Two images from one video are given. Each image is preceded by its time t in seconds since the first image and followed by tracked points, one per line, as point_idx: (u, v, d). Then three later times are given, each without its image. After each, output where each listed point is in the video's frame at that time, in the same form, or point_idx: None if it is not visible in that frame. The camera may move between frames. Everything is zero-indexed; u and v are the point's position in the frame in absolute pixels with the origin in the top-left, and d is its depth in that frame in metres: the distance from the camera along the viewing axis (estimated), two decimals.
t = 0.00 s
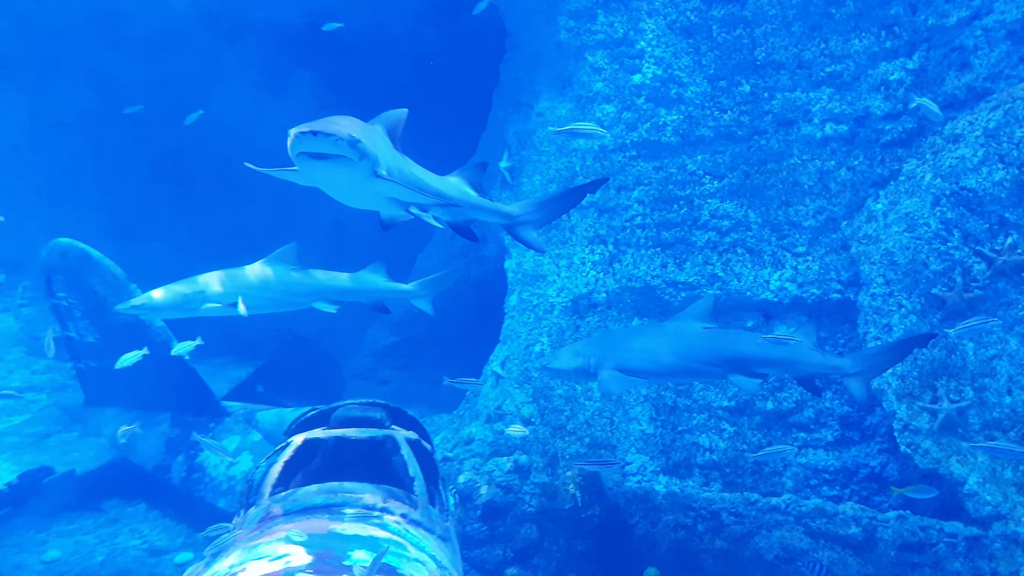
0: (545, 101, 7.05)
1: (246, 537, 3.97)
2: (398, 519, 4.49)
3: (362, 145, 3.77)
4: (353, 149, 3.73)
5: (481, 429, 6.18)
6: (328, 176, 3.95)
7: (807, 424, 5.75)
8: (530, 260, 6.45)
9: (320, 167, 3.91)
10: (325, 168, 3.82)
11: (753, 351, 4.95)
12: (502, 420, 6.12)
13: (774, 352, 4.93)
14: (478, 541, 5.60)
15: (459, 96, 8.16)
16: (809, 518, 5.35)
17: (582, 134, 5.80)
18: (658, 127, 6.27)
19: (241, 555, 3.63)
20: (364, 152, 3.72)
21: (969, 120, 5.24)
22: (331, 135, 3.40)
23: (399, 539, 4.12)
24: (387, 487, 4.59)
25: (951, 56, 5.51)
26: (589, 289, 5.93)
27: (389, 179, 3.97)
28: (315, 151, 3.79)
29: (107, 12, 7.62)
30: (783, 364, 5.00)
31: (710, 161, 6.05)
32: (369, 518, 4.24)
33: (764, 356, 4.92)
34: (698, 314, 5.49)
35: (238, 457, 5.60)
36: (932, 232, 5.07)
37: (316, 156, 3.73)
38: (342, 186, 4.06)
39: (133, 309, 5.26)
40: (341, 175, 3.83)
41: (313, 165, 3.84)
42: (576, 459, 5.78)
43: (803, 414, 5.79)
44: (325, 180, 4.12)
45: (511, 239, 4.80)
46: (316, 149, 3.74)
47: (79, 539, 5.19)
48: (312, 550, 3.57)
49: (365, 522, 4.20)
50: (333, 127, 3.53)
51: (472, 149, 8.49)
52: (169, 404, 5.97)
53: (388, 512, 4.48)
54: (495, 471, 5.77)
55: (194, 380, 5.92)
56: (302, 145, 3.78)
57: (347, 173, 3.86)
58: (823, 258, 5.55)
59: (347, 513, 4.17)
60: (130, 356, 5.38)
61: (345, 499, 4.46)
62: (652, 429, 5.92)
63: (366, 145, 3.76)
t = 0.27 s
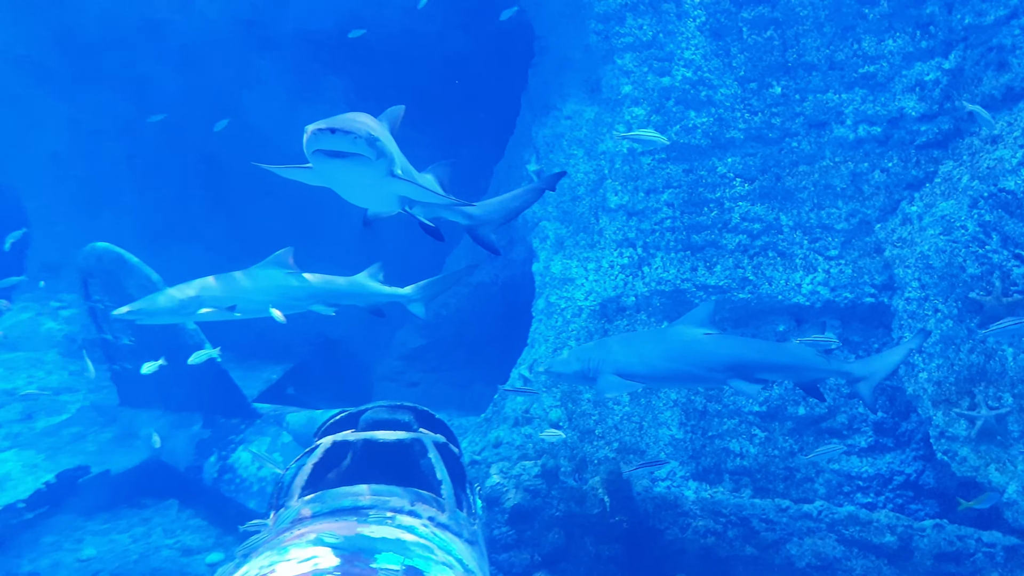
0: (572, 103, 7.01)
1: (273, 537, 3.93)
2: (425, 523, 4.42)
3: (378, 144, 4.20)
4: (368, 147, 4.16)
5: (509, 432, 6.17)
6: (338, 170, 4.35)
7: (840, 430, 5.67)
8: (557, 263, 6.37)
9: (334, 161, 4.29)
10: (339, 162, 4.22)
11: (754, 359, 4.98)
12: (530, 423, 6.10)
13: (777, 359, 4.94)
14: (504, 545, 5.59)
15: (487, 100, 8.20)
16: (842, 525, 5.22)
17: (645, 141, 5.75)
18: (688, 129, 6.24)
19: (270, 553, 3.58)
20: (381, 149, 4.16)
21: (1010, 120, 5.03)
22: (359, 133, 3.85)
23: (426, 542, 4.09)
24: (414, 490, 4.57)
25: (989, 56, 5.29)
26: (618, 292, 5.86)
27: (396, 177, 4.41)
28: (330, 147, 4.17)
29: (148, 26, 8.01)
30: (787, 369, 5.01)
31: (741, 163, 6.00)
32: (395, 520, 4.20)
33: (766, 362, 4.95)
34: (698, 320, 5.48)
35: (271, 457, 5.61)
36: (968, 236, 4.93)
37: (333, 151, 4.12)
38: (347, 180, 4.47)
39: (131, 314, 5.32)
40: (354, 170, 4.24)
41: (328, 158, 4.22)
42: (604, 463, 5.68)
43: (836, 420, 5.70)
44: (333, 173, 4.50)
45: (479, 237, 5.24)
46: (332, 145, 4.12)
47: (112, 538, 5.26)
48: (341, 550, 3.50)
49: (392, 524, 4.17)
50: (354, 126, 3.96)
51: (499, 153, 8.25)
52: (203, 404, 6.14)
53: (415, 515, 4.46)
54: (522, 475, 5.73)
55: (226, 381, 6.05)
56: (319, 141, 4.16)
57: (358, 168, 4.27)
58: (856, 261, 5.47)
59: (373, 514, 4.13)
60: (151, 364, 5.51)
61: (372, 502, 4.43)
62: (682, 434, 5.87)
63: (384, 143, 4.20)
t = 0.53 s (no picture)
0: (594, 109, 7.12)
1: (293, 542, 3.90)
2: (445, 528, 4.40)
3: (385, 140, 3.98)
4: (377, 146, 3.97)
5: (530, 438, 6.18)
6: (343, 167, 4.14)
7: (865, 437, 5.40)
8: (578, 268, 6.43)
9: (337, 158, 4.07)
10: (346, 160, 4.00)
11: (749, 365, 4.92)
12: (551, 429, 6.12)
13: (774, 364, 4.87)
14: (525, 551, 5.56)
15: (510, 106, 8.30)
16: (869, 534, 5.08)
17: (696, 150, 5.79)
18: (710, 133, 6.18)
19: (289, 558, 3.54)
20: (387, 147, 3.95)
21: None
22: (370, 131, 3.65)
23: (447, 550, 4.01)
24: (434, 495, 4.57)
25: (1016, 58, 5.26)
26: (640, 297, 5.87)
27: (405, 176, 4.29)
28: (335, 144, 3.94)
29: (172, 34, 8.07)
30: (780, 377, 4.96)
31: (764, 167, 5.95)
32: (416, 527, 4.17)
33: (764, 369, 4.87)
34: (690, 329, 5.46)
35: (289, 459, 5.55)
36: (998, 241, 4.85)
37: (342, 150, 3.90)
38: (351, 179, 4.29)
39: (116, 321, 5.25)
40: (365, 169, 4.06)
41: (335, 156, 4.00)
42: (625, 469, 5.63)
43: (862, 426, 5.42)
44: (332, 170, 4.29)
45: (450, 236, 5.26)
46: (337, 142, 3.88)
47: (137, 542, 5.29)
48: (360, 557, 3.44)
49: (412, 531, 4.11)
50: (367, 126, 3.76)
51: (519, 158, 8.38)
52: (224, 411, 6.08)
53: (437, 522, 4.38)
54: (543, 481, 5.70)
55: (247, 384, 6.01)
56: (320, 138, 3.90)
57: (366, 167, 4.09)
58: (882, 266, 5.39)
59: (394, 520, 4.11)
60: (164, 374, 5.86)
61: (393, 507, 4.43)
62: (705, 441, 5.76)
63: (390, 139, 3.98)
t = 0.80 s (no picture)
0: (614, 115, 7.17)
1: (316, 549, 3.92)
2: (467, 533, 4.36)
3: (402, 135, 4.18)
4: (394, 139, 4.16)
5: (549, 443, 6.16)
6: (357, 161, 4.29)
7: (889, 444, 5.31)
8: (599, 273, 6.47)
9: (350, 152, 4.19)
10: (361, 154, 4.13)
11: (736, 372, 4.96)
12: (570, 435, 6.03)
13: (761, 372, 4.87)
14: (546, 557, 5.57)
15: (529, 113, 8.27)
16: (894, 543, 4.93)
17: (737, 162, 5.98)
18: (731, 138, 6.19)
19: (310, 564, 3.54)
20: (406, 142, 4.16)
21: None
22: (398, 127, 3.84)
23: (469, 555, 3.96)
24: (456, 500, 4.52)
25: None
26: (661, 303, 5.85)
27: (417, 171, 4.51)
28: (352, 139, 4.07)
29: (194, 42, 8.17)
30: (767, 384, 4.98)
31: (786, 172, 5.92)
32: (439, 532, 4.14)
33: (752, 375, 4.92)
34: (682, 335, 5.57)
35: (312, 467, 5.68)
36: None
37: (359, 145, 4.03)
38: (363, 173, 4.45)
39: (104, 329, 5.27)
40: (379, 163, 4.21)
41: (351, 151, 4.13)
42: (646, 475, 5.57)
43: (885, 433, 5.33)
44: (342, 163, 4.43)
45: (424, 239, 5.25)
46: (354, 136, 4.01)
47: (161, 544, 5.33)
48: (381, 561, 3.44)
49: (434, 536, 4.07)
50: (388, 122, 3.91)
51: (536, 163, 8.30)
52: (246, 416, 6.21)
53: (458, 527, 4.34)
54: (564, 486, 5.68)
55: (273, 391, 6.26)
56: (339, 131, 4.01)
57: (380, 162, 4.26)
58: (905, 271, 5.33)
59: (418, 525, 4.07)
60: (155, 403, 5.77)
61: (415, 512, 4.37)
62: (726, 447, 5.74)
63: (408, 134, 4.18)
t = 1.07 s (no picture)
0: (635, 118, 7.06)
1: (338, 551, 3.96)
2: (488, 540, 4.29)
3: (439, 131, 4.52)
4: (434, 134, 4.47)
5: (569, 450, 5.98)
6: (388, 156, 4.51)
7: (915, 451, 5.18)
8: (619, 278, 6.34)
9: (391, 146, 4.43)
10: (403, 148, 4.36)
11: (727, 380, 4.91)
12: (592, 441, 5.99)
13: (749, 380, 4.96)
14: (566, 562, 5.52)
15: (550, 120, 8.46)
16: (920, 552, 4.86)
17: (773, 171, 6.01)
18: (753, 143, 6.23)
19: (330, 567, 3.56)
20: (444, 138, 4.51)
21: None
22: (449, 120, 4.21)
23: (490, 562, 3.91)
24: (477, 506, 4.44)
25: None
26: (682, 308, 5.84)
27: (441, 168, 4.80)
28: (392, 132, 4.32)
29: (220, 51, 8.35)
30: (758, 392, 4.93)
31: (809, 177, 5.94)
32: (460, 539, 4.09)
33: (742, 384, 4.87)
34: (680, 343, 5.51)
35: (334, 472, 5.64)
36: None
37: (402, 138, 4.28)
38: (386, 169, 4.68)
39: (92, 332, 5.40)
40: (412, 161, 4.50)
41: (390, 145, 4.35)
42: (668, 482, 5.52)
43: (911, 440, 5.20)
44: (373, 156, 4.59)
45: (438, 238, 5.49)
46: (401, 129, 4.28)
47: (185, 546, 5.38)
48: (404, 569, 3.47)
49: (455, 542, 4.04)
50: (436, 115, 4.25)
51: (557, 169, 8.44)
52: (269, 420, 6.20)
53: (480, 532, 4.29)
54: (584, 493, 5.61)
55: (297, 399, 6.16)
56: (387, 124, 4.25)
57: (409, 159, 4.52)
58: (932, 276, 5.25)
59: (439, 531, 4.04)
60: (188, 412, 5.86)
61: (436, 518, 4.33)
62: (748, 453, 5.69)
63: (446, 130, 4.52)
